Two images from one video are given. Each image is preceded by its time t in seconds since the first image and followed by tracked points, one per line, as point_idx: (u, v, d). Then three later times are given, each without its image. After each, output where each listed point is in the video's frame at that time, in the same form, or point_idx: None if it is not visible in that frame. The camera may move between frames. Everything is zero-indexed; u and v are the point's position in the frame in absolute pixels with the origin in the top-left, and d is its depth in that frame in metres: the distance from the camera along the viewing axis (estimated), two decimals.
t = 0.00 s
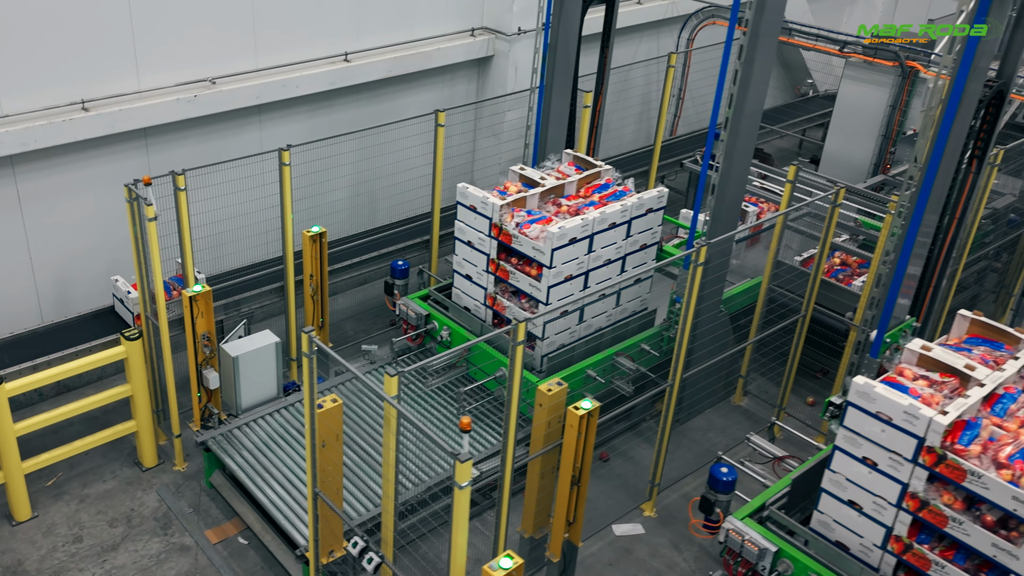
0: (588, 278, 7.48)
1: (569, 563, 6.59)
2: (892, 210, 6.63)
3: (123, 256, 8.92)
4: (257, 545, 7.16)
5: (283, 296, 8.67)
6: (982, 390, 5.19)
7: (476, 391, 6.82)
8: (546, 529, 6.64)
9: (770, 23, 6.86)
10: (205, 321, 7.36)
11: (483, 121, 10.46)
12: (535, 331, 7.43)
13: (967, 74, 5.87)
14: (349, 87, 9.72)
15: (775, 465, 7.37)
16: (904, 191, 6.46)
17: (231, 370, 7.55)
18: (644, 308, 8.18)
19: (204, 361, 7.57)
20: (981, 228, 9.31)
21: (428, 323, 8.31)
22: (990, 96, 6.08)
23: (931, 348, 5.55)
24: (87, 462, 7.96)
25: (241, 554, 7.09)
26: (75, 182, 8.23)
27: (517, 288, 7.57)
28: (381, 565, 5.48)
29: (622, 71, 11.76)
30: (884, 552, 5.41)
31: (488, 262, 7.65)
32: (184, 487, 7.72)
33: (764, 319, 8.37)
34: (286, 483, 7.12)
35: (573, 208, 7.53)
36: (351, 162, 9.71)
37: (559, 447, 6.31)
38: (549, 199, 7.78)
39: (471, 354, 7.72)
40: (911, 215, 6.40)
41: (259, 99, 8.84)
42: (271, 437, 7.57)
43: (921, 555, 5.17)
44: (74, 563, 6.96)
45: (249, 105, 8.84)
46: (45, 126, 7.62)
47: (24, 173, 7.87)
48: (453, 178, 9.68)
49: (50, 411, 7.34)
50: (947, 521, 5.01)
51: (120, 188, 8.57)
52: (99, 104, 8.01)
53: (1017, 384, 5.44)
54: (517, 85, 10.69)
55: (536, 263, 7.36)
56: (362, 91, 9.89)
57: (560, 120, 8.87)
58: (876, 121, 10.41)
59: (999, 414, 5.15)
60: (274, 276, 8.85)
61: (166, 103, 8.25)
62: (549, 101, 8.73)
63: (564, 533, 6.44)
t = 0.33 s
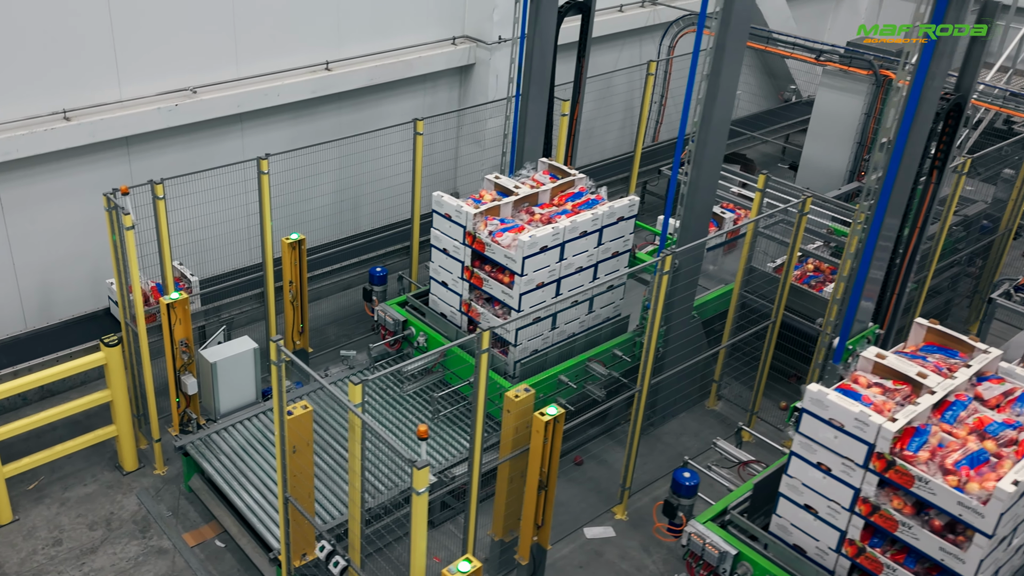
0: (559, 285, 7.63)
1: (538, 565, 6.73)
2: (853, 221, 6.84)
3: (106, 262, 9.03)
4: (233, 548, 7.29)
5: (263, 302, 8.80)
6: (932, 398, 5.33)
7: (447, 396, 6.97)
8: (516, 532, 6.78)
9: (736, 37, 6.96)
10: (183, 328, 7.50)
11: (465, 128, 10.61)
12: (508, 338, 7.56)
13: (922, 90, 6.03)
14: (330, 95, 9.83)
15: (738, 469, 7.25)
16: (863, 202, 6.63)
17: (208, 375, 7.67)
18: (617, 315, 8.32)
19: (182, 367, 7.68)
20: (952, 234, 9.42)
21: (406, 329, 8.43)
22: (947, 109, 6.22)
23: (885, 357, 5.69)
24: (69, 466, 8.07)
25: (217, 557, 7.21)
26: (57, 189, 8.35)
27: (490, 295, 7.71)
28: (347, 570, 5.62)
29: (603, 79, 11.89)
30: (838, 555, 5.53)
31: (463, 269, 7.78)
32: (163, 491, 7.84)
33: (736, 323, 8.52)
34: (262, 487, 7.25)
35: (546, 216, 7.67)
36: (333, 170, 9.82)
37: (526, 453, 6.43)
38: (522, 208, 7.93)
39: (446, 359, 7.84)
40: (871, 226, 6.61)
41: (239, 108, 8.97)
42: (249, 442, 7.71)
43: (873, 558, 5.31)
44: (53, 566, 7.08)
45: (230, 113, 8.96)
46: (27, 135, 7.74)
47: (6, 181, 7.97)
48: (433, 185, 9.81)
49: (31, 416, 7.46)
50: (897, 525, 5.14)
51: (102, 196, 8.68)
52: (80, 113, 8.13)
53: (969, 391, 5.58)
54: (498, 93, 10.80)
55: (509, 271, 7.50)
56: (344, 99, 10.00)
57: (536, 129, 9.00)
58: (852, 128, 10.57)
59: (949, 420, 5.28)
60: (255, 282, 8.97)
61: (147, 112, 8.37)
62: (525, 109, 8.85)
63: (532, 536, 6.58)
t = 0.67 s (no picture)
0: (533, 292, 7.78)
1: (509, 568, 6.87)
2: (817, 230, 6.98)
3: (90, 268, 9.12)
4: (211, 551, 7.41)
5: (245, 307, 8.91)
6: (885, 405, 5.46)
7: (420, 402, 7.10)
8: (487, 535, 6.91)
9: (704, 49, 7.09)
10: (162, 334, 7.62)
11: (448, 135, 10.74)
12: (482, 344, 7.70)
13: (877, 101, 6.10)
14: (312, 103, 9.95)
15: (707, 473, 7.54)
16: (826, 212, 6.77)
17: (188, 381, 7.80)
18: (592, 321, 8.46)
19: (162, 373, 7.80)
20: (925, 240, 9.56)
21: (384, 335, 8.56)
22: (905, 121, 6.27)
23: (843, 364, 5.82)
24: (51, 469, 8.18)
25: (195, 560, 7.33)
26: (41, 197, 8.45)
27: (465, 302, 7.85)
28: (316, 573, 5.75)
29: (586, 86, 12.01)
30: (796, 558, 5.67)
31: (439, 276, 7.91)
32: (144, 494, 7.96)
33: (710, 328, 8.65)
34: (239, 492, 7.38)
35: (520, 224, 7.81)
36: (316, 177, 9.93)
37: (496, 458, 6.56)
38: (497, 216, 8.07)
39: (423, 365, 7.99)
40: (832, 236, 6.77)
41: (221, 116, 9.10)
42: (228, 446, 7.83)
43: (829, 561, 5.44)
44: (33, 569, 7.19)
45: (212, 122, 9.09)
46: (10, 145, 7.85)
47: None
48: (413, 193, 9.94)
49: (14, 420, 7.58)
50: (851, 529, 5.28)
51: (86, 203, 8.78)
52: (63, 122, 8.24)
53: (924, 397, 5.71)
54: (480, 100, 10.90)
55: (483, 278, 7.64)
56: (326, 107, 10.12)
57: (514, 138, 9.13)
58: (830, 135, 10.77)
59: (902, 427, 5.41)
60: (236, 289, 9.09)
61: (128, 121, 8.49)
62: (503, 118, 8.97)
63: (502, 539, 6.72)
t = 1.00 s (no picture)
0: (508, 299, 7.93)
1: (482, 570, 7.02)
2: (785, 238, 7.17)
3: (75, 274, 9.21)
4: (190, 554, 7.53)
5: (227, 313, 9.02)
6: (842, 412, 5.60)
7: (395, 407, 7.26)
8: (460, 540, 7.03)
9: (674, 62, 7.24)
10: (142, 341, 7.76)
11: (432, 142, 10.86)
12: (458, 350, 7.82)
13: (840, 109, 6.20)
14: (296, 111, 10.07)
15: (676, 478, 7.50)
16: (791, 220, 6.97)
17: (168, 387, 7.93)
18: (568, 327, 8.60)
19: (143, 379, 7.92)
20: (898, 246, 9.70)
21: (364, 341, 8.69)
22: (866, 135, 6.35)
23: (803, 372, 5.95)
24: (35, 473, 8.30)
25: (175, 563, 7.46)
26: (25, 205, 8.53)
27: (442, 309, 7.97)
28: None
29: (570, 93, 12.11)
30: (757, 562, 5.80)
31: (416, 283, 8.03)
32: (126, 498, 8.08)
33: (685, 334, 8.79)
34: (218, 496, 7.51)
35: (495, 232, 7.94)
36: (300, 185, 10.03)
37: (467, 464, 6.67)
38: (474, 224, 8.20)
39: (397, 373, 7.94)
40: (797, 245, 6.89)
41: (205, 125, 9.21)
42: (208, 451, 7.96)
43: (787, 565, 5.58)
44: (15, 572, 7.31)
45: (195, 130, 9.20)
46: None
47: None
48: (395, 200, 10.06)
49: None
50: (807, 534, 5.42)
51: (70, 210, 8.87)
52: (47, 132, 8.35)
53: (881, 405, 5.85)
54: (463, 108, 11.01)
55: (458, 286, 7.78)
56: (310, 115, 10.23)
57: (493, 147, 9.25)
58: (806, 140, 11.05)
59: (858, 434, 5.54)
60: (219, 295, 9.19)
61: (112, 130, 8.60)
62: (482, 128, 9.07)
63: (474, 543, 6.85)
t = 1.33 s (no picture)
0: (485, 306, 8.06)
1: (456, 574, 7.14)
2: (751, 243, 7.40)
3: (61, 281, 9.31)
4: (171, 557, 7.66)
5: (210, 320, 9.14)
6: (803, 419, 5.73)
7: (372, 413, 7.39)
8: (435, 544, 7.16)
9: (645, 74, 7.38)
10: (124, 348, 7.89)
11: (417, 149, 10.99)
12: (435, 356, 7.94)
13: (803, 124, 6.30)
14: (280, 119, 10.18)
15: (647, 482, 7.64)
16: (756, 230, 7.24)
17: (151, 393, 8.06)
18: (546, 333, 8.73)
19: (125, 385, 8.05)
20: (874, 253, 9.83)
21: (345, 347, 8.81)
22: (832, 146, 6.41)
23: (767, 380, 6.08)
24: (20, 478, 8.40)
25: (156, 566, 7.58)
26: (10, 213, 8.63)
27: (420, 316, 8.09)
28: None
29: (555, 100, 12.23)
30: (720, 566, 5.92)
31: (395, 290, 8.15)
32: (109, 502, 8.19)
33: (661, 339, 8.91)
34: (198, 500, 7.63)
35: (473, 240, 8.08)
36: (285, 192, 10.14)
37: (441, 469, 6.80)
38: (453, 232, 8.33)
39: (376, 380, 7.93)
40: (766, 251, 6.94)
41: (189, 133, 9.33)
42: (190, 455, 8.09)
43: (748, 569, 5.71)
44: None
45: (179, 138, 9.32)
46: None
47: None
48: (379, 206, 10.18)
49: None
50: (768, 539, 5.54)
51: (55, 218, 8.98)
52: (32, 141, 8.46)
53: (842, 412, 5.98)
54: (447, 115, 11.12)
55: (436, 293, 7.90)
56: (294, 123, 10.36)
57: (474, 155, 9.39)
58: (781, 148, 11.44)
59: (818, 440, 5.67)
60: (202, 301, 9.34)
61: (97, 139, 8.71)
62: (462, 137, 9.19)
63: (449, 547, 6.97)
